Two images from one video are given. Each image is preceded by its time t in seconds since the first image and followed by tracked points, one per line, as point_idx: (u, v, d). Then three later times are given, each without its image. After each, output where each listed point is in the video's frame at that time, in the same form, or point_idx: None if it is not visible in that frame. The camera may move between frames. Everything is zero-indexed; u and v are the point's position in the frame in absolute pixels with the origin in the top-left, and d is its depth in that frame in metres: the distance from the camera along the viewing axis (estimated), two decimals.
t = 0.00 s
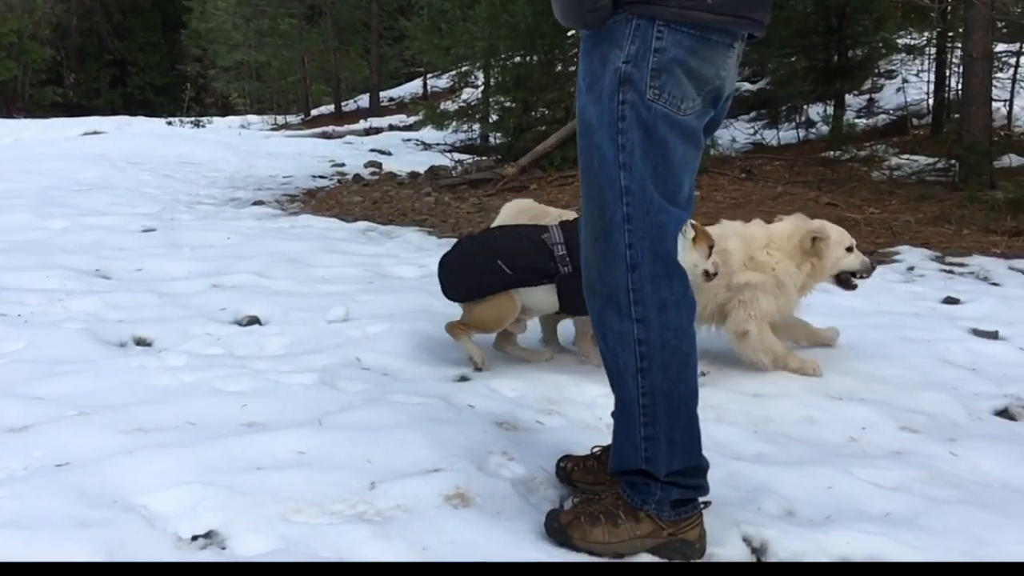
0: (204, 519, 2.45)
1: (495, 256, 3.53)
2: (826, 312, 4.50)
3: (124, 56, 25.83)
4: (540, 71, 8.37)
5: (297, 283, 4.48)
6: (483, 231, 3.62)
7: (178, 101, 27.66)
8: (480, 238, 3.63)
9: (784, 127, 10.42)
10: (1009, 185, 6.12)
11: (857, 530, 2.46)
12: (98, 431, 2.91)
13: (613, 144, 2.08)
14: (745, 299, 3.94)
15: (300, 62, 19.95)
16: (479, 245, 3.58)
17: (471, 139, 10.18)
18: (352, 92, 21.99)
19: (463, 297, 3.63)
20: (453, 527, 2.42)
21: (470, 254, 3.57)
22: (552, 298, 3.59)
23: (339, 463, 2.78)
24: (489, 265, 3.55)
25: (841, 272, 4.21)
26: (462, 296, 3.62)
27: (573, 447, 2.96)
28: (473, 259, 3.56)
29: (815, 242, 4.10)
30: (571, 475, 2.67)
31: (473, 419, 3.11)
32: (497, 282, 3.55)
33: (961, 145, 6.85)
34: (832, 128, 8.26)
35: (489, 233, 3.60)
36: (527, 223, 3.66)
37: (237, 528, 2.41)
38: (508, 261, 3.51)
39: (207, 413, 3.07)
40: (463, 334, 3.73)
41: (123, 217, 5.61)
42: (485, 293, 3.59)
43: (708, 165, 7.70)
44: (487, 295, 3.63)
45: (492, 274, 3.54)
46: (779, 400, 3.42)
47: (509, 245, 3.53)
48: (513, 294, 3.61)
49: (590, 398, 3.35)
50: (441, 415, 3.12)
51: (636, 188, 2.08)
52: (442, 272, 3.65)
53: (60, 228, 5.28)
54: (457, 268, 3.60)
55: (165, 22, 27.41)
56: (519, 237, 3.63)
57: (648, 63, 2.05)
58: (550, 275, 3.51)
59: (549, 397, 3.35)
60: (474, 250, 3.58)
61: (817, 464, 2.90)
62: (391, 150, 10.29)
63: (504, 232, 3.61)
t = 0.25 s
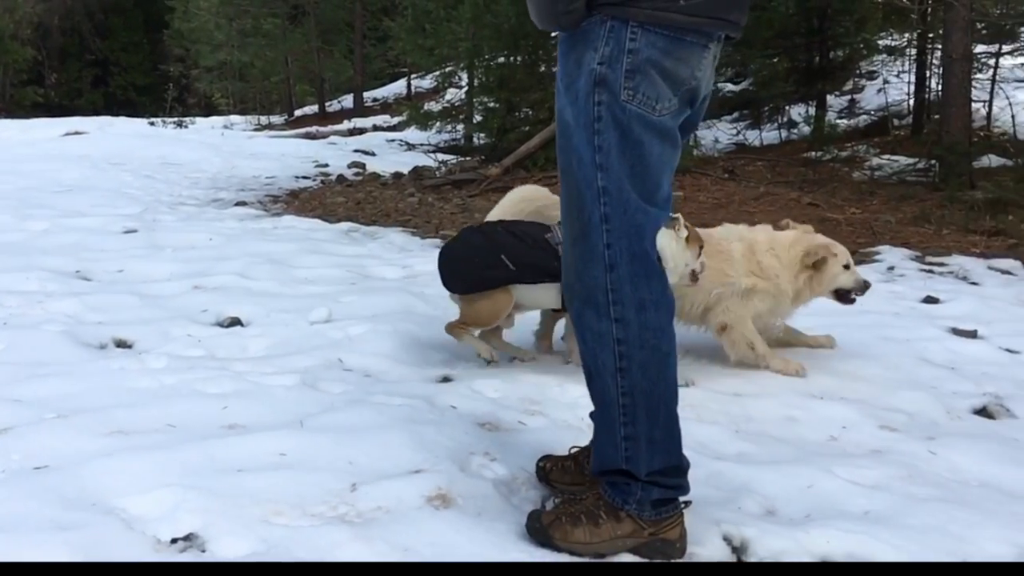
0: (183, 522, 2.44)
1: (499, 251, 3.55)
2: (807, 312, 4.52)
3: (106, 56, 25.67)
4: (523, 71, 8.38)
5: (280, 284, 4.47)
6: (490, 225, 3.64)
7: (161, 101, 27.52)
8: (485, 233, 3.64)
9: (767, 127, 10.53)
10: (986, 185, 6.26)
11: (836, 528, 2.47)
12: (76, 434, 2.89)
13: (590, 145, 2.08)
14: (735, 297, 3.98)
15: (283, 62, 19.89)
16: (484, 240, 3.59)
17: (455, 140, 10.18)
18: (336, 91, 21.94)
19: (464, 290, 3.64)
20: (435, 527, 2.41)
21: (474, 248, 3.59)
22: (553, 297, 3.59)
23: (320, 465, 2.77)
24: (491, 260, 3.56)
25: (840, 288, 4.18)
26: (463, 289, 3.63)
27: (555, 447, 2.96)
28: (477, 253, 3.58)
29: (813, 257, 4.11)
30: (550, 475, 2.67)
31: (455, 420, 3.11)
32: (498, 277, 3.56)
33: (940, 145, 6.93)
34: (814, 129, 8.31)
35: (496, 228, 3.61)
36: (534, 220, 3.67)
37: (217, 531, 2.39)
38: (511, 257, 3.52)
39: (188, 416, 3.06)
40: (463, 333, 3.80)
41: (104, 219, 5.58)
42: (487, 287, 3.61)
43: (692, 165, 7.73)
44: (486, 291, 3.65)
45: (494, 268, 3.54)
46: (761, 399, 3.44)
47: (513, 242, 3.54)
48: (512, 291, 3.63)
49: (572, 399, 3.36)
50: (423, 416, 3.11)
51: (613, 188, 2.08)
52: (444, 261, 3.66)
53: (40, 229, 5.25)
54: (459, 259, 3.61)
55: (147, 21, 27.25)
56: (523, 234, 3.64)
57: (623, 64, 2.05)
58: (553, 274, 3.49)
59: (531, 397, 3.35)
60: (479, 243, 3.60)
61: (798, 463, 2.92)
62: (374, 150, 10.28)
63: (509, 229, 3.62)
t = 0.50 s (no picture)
0: (158, 526, 2.41)
1: (496, 250, 3.51)
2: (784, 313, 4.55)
3: (83, 57, 25.46)
4: (503, 73, 8.39)
5: (258, 286, 4.44)
6: (489, 222, 3.58)
7: (139, 102, 27.32)
8: (482, 228, 3.59)
9: (746, 129, 10.65)
10: (961, 186, 6.30)
11: (812, 528, 2.49)
12: (50, 438, 2.87)
13: (562, 147, 2.08)
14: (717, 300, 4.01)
15: (262, 63, 19.81)
16: (482, 237, 3.55)
17: (435, 141, 10.18)
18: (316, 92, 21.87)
19: (461, 288, 3.63)
20: (412, 529, 2.40)
21: (471, 247, 3.55)
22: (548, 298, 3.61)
23: (296, 468, 2.75)
24: (489, 258, 3.53)
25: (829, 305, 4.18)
26: (461, 286, 3.63)
27: (533, 449, 2.96)
28: (476, 251, 3.54)
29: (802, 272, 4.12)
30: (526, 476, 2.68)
31: (433, 422, 3.10)
32: (495, 276, 3.54)
33: (916, 147, 6.98)
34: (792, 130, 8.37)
35: (495, 226, 3.56)
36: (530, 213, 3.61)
37: (192, 534, 2.36)
38: (508, 258, 3.49)
39: (164, 420, 3.04)
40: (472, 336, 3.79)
41: (81, 221, 5.53)
42: (483, 284, 3.60)
43: (671, 167, 7.76)
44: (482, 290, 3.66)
45: (493, 269, 3.52)
46: (738, 400, 3.46)
47: (512, 242, 3.49)
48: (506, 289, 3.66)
49: (551, 401, 3.36)
50: (401, 419, 3.10)
51: (585, 190, 2.07)
52: (442, 255, 3.63)
53: (14, 231, 5.19)
54: (458, 256, 3.58)
55: (124, 22, 27.05)
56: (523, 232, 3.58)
57: (592, 67, 2.04)
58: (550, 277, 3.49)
59: (510, 399, 3.35)
60: (478, 241, 3.56)
61: (774, 464, 2.93)
62: (354, 151, 10.26)
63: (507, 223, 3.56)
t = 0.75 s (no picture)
0: (134, 529, 2.38)
1: (490, 253, 3.52)
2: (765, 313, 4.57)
3: (61, 57, 25.26)
4: (485, 75, 8.39)
5: (238, 288, 4.42)
6: (483, 222, 3.59)
7: (118, 103, 27.16)
8: (475, 231, 3.58)
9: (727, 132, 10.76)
10: (940, 187, 6.42)
11: (790, 527, 2.49)
12: (26, 442, 2.84)
13: (535, 148, 2.05)
14: (712, 298, 4.03)
15: (243, 64, 19.73)
16: (475, 239, 3.55)
17: (417, 143, 10.17)
18: (298, 93, 21.82)
19: (454, 289, 3.62)
20: (392, 531, 2.37)
21: (465, 249, 3.55)
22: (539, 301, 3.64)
23: (275, 470, 2.73)
24: (482, 260, 3.53)
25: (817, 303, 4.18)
26: (453, 287, 3.61)
27: (514, 450, 2.96)
28: (469, 253, 3.55)
29: (795, 271, 4.14)
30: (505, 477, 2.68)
31: (414, 423, 3.09)
32: (489, 278, 3.55)
33: (895, 149, 7.06)
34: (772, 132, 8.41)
35: (489, 227, 3.57)
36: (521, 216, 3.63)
37: (170, 538, 2.34)
38: (502, 261, 3.49)
39: (142, 423, 3.01)
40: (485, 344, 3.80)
41: (59, 222, 5.49)
42: (474, 285, 3.59)
43: (653, 168, 7.79)
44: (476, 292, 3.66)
45: (486, 270, 3.52)
46: (718, 401, 3.47)
47: (506, 245, 3.51)
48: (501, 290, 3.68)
49: (531, 402, 3.36)
50: (380, 420, 3.09)
51: (559, 192, 2.04)
52: (435, 254, 3.62)
53: None
54: (451, 255, 3.57)
55: (103, 22, 26.88)
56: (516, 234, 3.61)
57: (564, 69, 2.01)
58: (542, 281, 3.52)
59: (490, 401, 3.35)
60: (472, 241, 3.56)
61: (754, 464, 2.94)
62: (335, 152, 10.23)
63: (501, 226, 3.58)
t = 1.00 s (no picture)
0: (108, 534, 2.35)
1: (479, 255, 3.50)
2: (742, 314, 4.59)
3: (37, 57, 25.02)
4: (465, 76, 8.39)
5: (216, 290, 4.40)
6: (472, 226, 3.58)
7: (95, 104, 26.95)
8: (465, 234, 3.56)
9: (706, 133, 10.86)
10: (915, 189, 6.44)
11: (766, 527, 2.50)
12: None
13: (505, 150, 2.03)
14: (704, 296, 4.12)
15: (222, 65, 19.63)
16: (464, 242, 3.54)
17: (397, 144, 10.16)
18: (277, 94, 21.74)
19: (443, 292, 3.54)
20: (369, 533, 2.36)
21: (456, 251, 3.52)
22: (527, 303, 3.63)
23: (251, 473, 2.70)
24: (471, 262, 3.50)
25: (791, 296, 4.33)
26: (440, 289, 3.54)
27: (491, 452, 2.95)
28: (458, 255, 3.52)
29: (783, 267, 4.23)
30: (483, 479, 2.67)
31: (391, 425, 3.08)
32: (477, 280, 3.49)
33: (871, 150, 7.10)
34: (751, 133, 8.46)
35: (478, 230, 3.56)
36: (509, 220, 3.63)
37: (145, 542, 2.31)
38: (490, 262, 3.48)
39: (118, 426, 2.98)
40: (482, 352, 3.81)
41: (34, 224, 5.44)
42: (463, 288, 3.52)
43: (632, 170, 7.82)
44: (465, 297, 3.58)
45: (473, 271, 3.47)
46: (696, 401, 3.49)
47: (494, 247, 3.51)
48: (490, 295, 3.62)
49: (509, 404, 3.35)
50: (358, 422, 3.07)
51: (529, 193, 2.02)
52: (422, 258, 3.59)
53: None
54: (439, 257, 3.54)
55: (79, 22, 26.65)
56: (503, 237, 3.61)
57: (532, 72, 1.98)
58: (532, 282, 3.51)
59: (468, 402, 3.34)
60: (461, 245, 3.55)
61: (731, 464, 2.95)
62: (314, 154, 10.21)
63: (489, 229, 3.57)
